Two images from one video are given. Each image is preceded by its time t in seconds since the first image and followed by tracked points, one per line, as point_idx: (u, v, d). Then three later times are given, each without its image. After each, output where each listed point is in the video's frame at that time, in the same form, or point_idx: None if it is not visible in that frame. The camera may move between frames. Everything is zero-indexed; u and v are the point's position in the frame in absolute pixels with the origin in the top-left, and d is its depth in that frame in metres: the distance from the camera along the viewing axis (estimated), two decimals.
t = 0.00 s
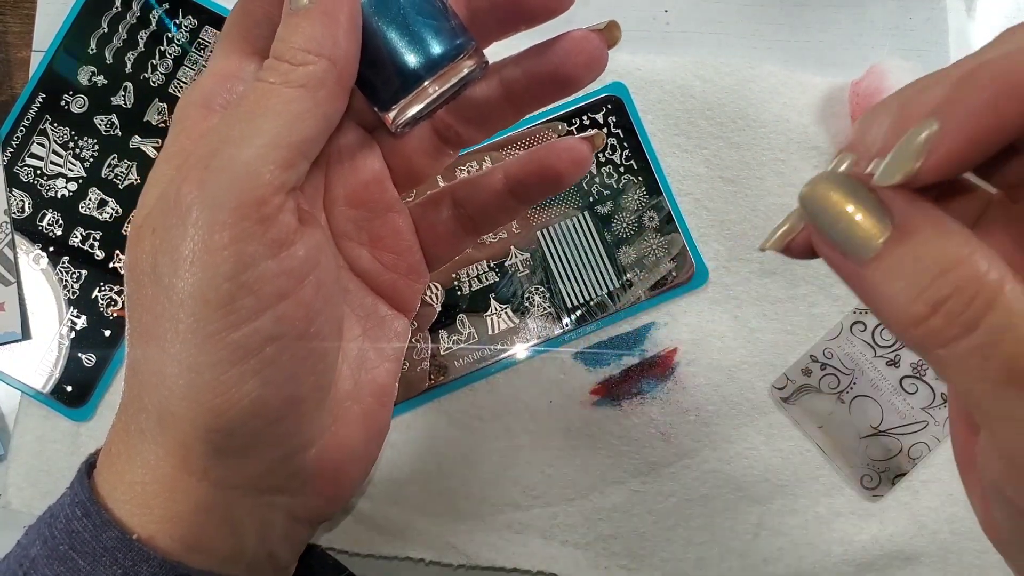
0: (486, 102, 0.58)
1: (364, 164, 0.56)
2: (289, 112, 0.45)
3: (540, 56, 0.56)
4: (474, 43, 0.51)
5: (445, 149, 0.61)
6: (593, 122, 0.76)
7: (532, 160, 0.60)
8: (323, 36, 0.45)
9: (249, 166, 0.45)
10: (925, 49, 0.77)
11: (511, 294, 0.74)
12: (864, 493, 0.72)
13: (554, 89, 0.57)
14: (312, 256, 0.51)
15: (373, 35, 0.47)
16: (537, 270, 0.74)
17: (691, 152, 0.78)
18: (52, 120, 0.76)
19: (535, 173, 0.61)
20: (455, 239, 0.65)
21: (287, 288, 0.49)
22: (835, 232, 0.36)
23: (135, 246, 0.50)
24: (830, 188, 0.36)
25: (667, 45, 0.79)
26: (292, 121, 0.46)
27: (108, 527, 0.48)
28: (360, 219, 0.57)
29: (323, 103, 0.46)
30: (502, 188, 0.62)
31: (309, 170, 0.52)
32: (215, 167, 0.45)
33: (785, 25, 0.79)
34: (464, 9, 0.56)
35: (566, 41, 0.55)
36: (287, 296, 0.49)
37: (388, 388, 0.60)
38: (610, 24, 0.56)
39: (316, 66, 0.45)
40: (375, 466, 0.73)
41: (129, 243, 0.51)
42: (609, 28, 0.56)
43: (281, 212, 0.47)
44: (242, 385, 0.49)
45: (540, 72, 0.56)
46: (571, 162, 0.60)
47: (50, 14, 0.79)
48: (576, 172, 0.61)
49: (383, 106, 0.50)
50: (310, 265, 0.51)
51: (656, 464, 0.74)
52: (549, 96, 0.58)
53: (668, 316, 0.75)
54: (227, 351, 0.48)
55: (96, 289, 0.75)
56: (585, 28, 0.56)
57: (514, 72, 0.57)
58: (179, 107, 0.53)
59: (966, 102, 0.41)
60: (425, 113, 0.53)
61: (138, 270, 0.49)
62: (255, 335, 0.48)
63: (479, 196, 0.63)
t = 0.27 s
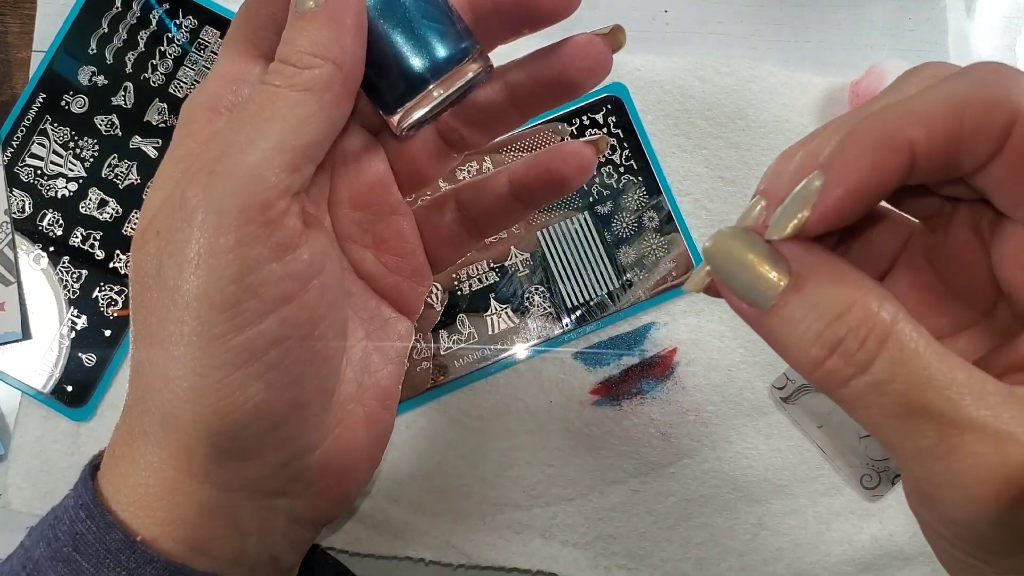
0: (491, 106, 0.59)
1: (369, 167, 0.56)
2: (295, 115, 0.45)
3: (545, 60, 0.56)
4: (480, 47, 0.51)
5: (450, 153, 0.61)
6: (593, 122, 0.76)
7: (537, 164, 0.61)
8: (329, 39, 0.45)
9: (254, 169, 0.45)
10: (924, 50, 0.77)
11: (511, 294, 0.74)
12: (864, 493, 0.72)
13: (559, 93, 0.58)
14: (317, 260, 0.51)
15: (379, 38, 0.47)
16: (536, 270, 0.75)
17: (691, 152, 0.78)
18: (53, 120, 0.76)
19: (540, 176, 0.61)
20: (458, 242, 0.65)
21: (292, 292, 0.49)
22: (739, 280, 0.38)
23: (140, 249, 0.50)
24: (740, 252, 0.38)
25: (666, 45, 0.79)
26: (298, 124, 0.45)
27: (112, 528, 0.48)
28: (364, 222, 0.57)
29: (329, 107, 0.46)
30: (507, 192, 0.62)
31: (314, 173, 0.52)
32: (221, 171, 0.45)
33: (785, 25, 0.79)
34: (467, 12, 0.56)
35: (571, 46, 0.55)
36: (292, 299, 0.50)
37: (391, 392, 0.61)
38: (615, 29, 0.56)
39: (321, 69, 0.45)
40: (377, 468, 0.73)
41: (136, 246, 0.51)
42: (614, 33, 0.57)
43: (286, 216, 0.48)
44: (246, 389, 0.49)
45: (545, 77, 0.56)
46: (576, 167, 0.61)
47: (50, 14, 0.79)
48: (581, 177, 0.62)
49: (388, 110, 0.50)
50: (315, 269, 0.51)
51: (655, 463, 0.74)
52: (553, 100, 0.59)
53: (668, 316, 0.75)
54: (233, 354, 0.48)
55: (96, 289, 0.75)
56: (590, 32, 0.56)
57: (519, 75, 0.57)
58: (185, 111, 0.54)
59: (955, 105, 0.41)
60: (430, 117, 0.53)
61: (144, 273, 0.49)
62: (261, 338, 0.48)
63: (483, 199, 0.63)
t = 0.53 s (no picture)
0: (493, 107, 0.59)
1: (372, 168, 0.56)
2: (301, 115, 0.46)
3: (548, 62, 0.56)
4: (483, 48, 0.51)
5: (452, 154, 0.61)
6: (593, 122, 0.76)
7: (538, 164, 0.61)
8: (334, 39, 0.45)
9: (261, 168, 0.45)
10: (924, 49, 0.77)
11: (511, 294, 0.74)
12: (864, 493, 0.72)
13: (561, 95, 0.58)
14: (322, 259, 0.51)
15: (383, 39, 0.47)
16: (536, 270, 0.75)
17: (691, 152, 0.78)
18: (52, 120, 0.76)
19: (542, 177, 0.61)
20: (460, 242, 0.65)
21: (298, 290, 0.50)
22: (728, 293, 0.38)
23: (146, 248, 0.50)
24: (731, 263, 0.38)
25: (666, 45, 0.79)
26: (304, 123, 0.46)
27: (116, 526, 0.48)
28: (368, 222, 0.57)
29: (335, 107, 0.47)
30: (509, 192, 0.62)
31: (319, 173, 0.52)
32: (228, 170, 0.45)
33: (784, 25, 0.79)
34: (471, 14, 0.56)
35: (573, 48, 0.55)
36: (298, 298, 0.50)
37: (394, 390, 0.60)
38: (617, 31, 0.56)
39: (327, 70, 0.45)
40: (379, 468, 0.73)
41: (142, 245, 0.51)
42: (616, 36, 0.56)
43: (291, 215, 0.48)
44: (252, 387, 0.49)
45: (547, 79, 0.56)
46: (578, 168, 0.61)
47: (50, 14, 0.79)
48: (582, 178, 0.62)
49: (391, 111, 0.50)
50: (320, 268, 0.51)
51: (656, 463, 0.74)
52: (555, 102, 0.59)
53: (668, 316, 0.75)
54: (238, 353, 0.48)
55: (96, 289, 0.75)
56: (592, 35, 0.56)
57: (521, 77, 0.57)
58: (191, 112, 0.54)
59: (952, 106, 0.41)
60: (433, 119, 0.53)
61: (149, 271, 0.49)
62: (267, 335, 0.48)
63: (485, 200, 0.63)
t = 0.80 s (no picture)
0: (498, 110, 0.58)
1: (378, 170, 0.56)
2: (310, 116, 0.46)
3: (554, 67, 0.56)
4: (489, 52, 0.51)
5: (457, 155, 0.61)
6: (593, 122, 0.76)
7: (543, 168, 0.61)
8: (345, 43, 0.45)
9: (271, 170, 0.46)
10: (924, 49, 0.77)
11: (511, 294, 0.74)
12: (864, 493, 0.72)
13: (567, 99, 0.58)
14: (330, 260, 0.52)
15: (391, 44, 0.48)
16: (536, 270, 0.75)
17: (691, 152, 0.78)
18: (52, 120, 0.76)
19: (546, 180, 0.61)
20: (464, 244, 0.65)
21: (306, 291, 0.50)
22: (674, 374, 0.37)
23: (154, 250, 0.50)
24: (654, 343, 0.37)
25: (666, 45, 0.79)
26: (313, 123, 0.46)
27: (124, 523, 0.48)
28: (373, 224, 0.57)
29: (344, 110, 0.47)
30: (514, 196, 0.62)
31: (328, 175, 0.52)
32: (237, 172, 0.46)
33: (784, 25, 0.78)
34: (478, 17, 0.57)
35: (579, 52, 0.56)
36: (306, 299, 0.50)
37: (397, 389, 0.60)
38: (622, 36, 0.57)
39: (337, 73, 0.46)
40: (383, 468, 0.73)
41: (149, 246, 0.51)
42: (621, 41, 0.57)
43: (300, 218, 0.49)
44: (260, 387, 0.50)
45: (553, 83, 0.57)
46: (582, 172, 0.61)
47: (50, 14, 0.79)
48: (585, 182, 0.62)
49: (398, 114, 0.50)
50: (328, 269, 0.52)
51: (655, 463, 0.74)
52: (559, 106, 0.59)
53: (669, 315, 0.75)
54: (245, 352, 0.48)
55: (96, 289, 0.75)
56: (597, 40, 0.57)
57: (527, 81, 0.57)
58: (198, 115, 0.54)
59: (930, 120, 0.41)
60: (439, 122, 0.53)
61: (156, 271, 0.50)
62: (275, 336, 0.49)
63: (490, 204, 0.63)
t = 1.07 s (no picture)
0: (496, 110, 0.59)
1: (375, 169, 0.55)
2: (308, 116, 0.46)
3: (552, 66, 0.57)
4: (487, 50, 0.50)
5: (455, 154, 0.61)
6: (593, 121, 0.77)
7: (542, 168, 0.61)
8: (343, 44, 0.45)
9: (268, 170, 0.45)
10: (924, 50, 0.77)
11: (511, 294, 0.75)
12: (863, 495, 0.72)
13: (565, 99, 0.58)
14: (328, 260, 0.52)
15: (388, 43, 0.47)
16: (536, 270, 0.75)
17: (691, 152, 0.78)
18: (53, 120, 0.76)
19: (544, 180, 0.61)
20: (463, 244, 0.65)
21: (305, 290, 0.50)
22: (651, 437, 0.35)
23: (154, 251, 0.50)
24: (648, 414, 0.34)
25: (666, 45, 0.79)
26: (311, 123, 0.46)
27: (124, 523, 0.49)
28: (371, 223, 0.57)
29: (341, 109, 0.47)
30: (512, 196, 0.62)
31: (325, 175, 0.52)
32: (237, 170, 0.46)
33: (785, 25, 0.79)
34: (476, 17, 0.57)
35: (578, 52, 0.56)
36: (304, 298, 0.50)
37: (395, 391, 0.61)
38: (620, 37, 0.58)
39: (334, 73, 0.45)
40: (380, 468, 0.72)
41: (148, 247, 0.51)
42: (619, 41, 0.58)
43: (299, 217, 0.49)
44: (259, 385, 0.49)
45: (551, 82, 0.57)
46: (581, 171, 0.61)
47: (50, 14, 0.79)
48: (584, 182, 0.61)
49: (397, 114, 0.50)
50: (328, 269, 0.52)
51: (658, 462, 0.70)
52: (558, 106, 0.59)
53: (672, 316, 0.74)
54: (246, 352, 0.48)
55: (96, 289, 0.75)
56: (595, 40, 0.57)
57: (525, 80, 0.57)
58: (197, 115, 0.53)
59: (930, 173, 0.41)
60: (437, 121, 0.53)
61: (155, 273, 0.50)
62: (275, 335, 0.49)
63: (488, 203, 0.63)
